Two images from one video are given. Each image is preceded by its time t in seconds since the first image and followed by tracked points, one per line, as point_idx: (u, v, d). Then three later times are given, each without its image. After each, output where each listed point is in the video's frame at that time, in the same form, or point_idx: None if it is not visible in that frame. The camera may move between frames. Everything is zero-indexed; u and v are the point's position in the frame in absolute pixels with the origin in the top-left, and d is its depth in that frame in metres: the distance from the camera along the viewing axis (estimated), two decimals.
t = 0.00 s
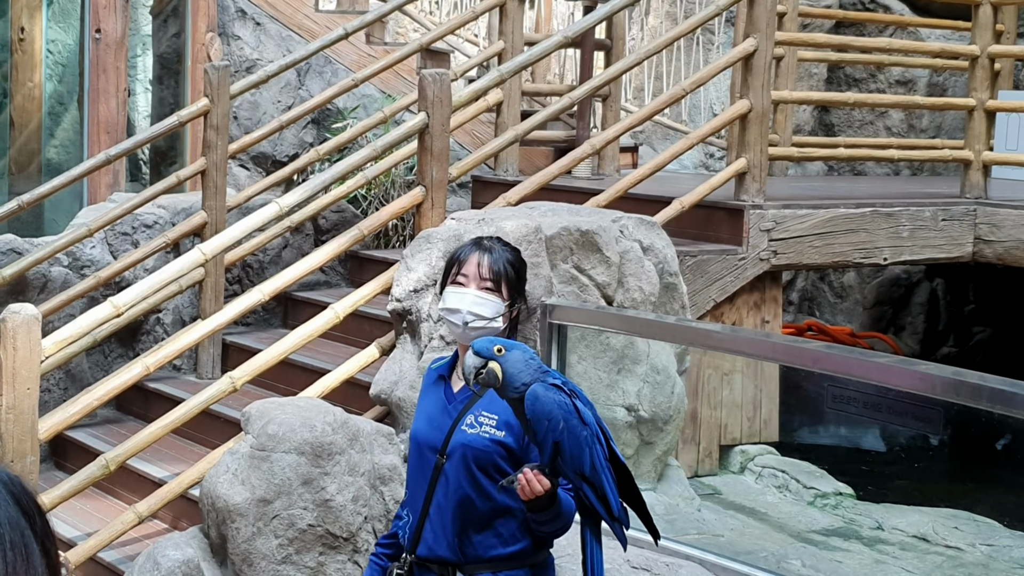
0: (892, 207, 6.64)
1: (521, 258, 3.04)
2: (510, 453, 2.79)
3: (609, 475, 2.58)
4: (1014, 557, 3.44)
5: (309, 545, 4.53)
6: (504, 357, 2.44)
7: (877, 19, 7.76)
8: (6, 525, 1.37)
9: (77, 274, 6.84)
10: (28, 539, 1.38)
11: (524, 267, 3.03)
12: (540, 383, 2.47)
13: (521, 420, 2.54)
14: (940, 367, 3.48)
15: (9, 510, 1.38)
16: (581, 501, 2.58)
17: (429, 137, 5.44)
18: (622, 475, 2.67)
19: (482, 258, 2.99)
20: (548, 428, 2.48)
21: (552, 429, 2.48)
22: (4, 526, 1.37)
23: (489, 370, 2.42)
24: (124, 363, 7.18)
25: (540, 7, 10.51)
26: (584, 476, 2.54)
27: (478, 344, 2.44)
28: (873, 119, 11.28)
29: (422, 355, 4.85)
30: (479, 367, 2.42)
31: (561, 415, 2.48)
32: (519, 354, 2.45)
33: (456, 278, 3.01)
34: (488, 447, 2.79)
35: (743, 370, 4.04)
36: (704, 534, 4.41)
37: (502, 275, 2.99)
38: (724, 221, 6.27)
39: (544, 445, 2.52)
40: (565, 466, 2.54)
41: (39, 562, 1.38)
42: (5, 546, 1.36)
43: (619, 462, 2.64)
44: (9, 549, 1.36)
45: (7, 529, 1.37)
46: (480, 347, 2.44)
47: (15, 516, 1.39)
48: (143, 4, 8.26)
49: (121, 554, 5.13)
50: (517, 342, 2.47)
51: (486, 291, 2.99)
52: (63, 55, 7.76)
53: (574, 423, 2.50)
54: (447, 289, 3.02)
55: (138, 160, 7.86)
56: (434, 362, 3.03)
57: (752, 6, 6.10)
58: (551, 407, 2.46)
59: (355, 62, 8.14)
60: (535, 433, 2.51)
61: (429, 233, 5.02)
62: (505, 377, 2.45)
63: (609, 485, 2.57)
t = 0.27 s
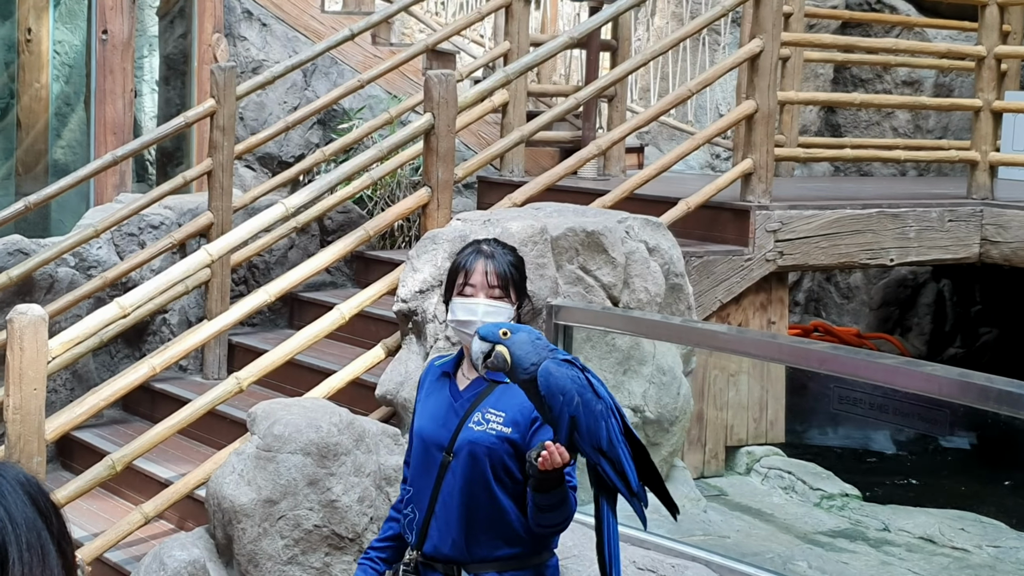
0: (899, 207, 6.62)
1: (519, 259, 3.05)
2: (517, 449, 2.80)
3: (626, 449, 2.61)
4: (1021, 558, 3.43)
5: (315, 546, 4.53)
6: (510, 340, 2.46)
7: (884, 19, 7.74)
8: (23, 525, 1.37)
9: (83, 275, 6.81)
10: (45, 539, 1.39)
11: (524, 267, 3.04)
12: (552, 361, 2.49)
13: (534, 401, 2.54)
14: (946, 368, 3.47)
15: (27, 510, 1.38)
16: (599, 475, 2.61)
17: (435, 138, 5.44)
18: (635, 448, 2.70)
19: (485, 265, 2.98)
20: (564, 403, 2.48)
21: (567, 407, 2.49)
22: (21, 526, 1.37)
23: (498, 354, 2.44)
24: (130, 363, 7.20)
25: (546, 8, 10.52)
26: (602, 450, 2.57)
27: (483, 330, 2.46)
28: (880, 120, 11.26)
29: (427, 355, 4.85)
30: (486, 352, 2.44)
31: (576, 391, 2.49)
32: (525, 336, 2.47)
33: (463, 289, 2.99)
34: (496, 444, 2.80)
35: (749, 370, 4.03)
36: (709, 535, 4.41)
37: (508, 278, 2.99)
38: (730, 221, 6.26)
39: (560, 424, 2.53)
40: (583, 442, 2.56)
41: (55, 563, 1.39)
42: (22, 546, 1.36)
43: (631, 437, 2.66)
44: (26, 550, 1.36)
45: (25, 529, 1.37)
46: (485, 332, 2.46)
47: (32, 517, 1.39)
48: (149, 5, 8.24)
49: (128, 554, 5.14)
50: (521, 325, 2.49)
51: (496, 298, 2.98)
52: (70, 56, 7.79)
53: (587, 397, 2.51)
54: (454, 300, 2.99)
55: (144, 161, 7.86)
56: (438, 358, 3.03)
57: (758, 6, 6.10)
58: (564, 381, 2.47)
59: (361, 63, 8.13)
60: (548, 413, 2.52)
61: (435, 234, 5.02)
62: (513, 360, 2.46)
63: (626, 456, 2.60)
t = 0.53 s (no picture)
0: (901, 206, 6.63)
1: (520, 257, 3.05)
2: (523, 450, 2.80)
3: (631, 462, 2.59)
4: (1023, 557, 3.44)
5: (318, 543, 4.53)
6: (515, 345, 2.47)
7: (887, 19, 7.74)
8: (29, 520, 1.37)
9: (86, 272, 6.81)
10: (51, 534, 1.39)
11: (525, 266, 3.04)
12: (561, 368, 2.51)
13: (542, 408, 2.54)
14: (949, 366, 3.47)
15: (33, 506, 1.38)
16: (603, 487, 2.56)
17: (438, 136, 5.44)
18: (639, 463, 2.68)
19: (486, 266, 2.98)
20: (572, 413, 2.49)
21: (575, 416, 2.49)
22: (27, 522, 1.37)
23: (507, 361, 2.45)
24: (133, 361, 7.20)
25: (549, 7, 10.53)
26: (608, 460, 2.55)
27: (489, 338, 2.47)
28: (882, 119, 11.27)
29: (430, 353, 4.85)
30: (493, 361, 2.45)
31: (584, 400, 2.49)
32: (533, 341, 2.48)
33: (465, 290, 2.99)
34: (502, 444, 2.80)
35: (752, 369, 4.03)
36: (712, 533, 4.41)
37: (509, 278, 2.99)
38: (733, 220, 6.27)
39: (569, 432, 2.52)
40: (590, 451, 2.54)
41: (61, 558, 1.39)
42: (29, 542, 1.36)
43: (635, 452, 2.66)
44: (32, 545, 1.36)
45: (31, 525, 1.37)
46: (491, 341, 2.46)
47: (37, 511, 1.39)
48: (152, 3, 8.26)
49: (130, 552, 5.13)
50: (529, 329, 2.50)
51: (498, 299, 2.98)
52: (73, 54, 7.77)
53: (596, 408, 2.51)
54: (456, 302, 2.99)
55: (148, 159, 7.82)
56: (437, 360, 3.04)
57: (761, 5, 6.10)
58: (573, 392, 2.48)
59: (364, 61, 8.13)
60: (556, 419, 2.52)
61: (438, 232, 5.02)
62: (522, 365, 2.47)
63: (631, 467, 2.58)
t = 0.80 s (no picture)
0: (903, 206, 6.63)
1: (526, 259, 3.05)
2: (523, 450, 2.79)
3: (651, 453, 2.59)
4: None
5: (319, 543, 4.53)
6: (513, 373, 2.46)
7: (889, 18, 7.73)
8: (39, 521, 1.37)
9: (87, 272, 6.82)
10: (60, 535, 1.39)
11: (530, 268, 3.03)
12: (566, 380, 2.50)
13: (555, 423, 2.53)
14: (950, 365, 3.46)
15: (41, 506, 1.38)
16: (628, 482, 2.56)
17: (439, 136, 5.44)
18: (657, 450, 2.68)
19: (488, 264, 2.99)
20: (587, 419, 2.48)
21: (591, 423, 2.48)
22: (36, 522, 1.37)
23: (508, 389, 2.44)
24: (134, 360, 7.20)
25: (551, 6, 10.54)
26: (629, 457, 2.54)
27: (487, 369, 2.47)
28: (884, 118, 11.27)
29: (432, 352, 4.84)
30: (493, 389, 2.47)
31: (596, 405, 2.49)
32: (531, 364, 2.48)
33: (466, 287, 2.99)
34: (502, 444, 2.79)
35: (753, 369, 4.03)
36: (713, 533, 4.41)
37: (511, 278, 2.99)
38: (734, 220, 6.26)
39: (587, 441, 2.51)
40: (610, 453, 2.53)
41: (70, 559, 1.39)
42: (38, 542, 1.36)
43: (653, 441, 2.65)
44: (41, 546, 1.36)
45: (40, 525, 1.37)
46: (489, 370, 2.46)
47: (47, 512, 1.39)
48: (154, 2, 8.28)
49: (131, 551, 5.13)
50: (524, 354, 2.49)
51: (498, 298, 2.96)
52: (74, 53, 7.77)
53: (608, 409, 2.51)
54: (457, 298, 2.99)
55: (149, 158, 7.84)
56: (439, 358, 3.04)
57: (763, 5, 6.10)
58: (584, 398, 2.47)
59: (366, 60, 8.11)
60: (572, 431, 2.51)
61: (440, 232, 5.02)
62: (527, 390, 2.47)
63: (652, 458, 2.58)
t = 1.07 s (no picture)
0: (905, 204, 6.63)
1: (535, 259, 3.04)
2: (527, 448, 2.80)
3: (648, 456, 2.59)
4: None
5: (321, 540, 4.53)
6: (503, 393, 2.43)
7: (891, 15, 7.72)
8: (47, 517, 1.37)
9: (89, 269, 6.83)
10: (69, 531, 1.39)
11: (537, 268, 3.03)
12: (557, 395, 2.48)
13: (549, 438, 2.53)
14: (953, 364, 3.46)
15: (49, 503, 1.38)
16: (628, 489, 2.58)
17: (442, 133, 5.43)
18: (654, 446, 2.67)
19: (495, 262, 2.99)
20: (580, 435, 2.48)
21: (584, 438, 2.49)
22: (44, 518, 1.37)
23: (500, 410, 2.42)
24: (136, 358, 7.20)
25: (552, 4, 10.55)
26: (625, 466, 2.55)
27: (478, 389, 2.44)
28: (886, 116, 11.27)
29: (434, 350, 4.83)
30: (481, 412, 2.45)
31: (588, 419, 2.48)
32: (521, 383, 2.44)
33: (473, 285, 3.00)
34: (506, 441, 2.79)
35: (756, 367, 4.03)
36: (715, 531, 4.41)
37: (517, 276, 2.99)
38: (737, 217, 6.26)
39: (581, 455, 2.52)
40: (607, 465, 2.54)
41: (79, 555, 1.39)
42: (46, 539, 1.36)
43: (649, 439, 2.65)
44: (50, 542, 1.36)
45: (48, 522, 1.37)
46: (479, 391, 2.44)
47: (55, 508, 1.39)
48: None
49: (133, 549, 5.13)
50: (513, 372, 2.46)
51: (505, 296, 2.96)
52: (76, 50, 7.77)
53: (600, 422, 2.50)
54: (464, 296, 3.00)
55: (151, 155, 7.85)
56: (446, 354, 3.05)
57: (766, 3, 6.10)
58: (575, 415, 2.46)
59: (368, 58, 8.12)
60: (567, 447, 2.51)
61: (441, 230, 5.03)
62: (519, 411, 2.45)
63: (648, 461, 2.58)
